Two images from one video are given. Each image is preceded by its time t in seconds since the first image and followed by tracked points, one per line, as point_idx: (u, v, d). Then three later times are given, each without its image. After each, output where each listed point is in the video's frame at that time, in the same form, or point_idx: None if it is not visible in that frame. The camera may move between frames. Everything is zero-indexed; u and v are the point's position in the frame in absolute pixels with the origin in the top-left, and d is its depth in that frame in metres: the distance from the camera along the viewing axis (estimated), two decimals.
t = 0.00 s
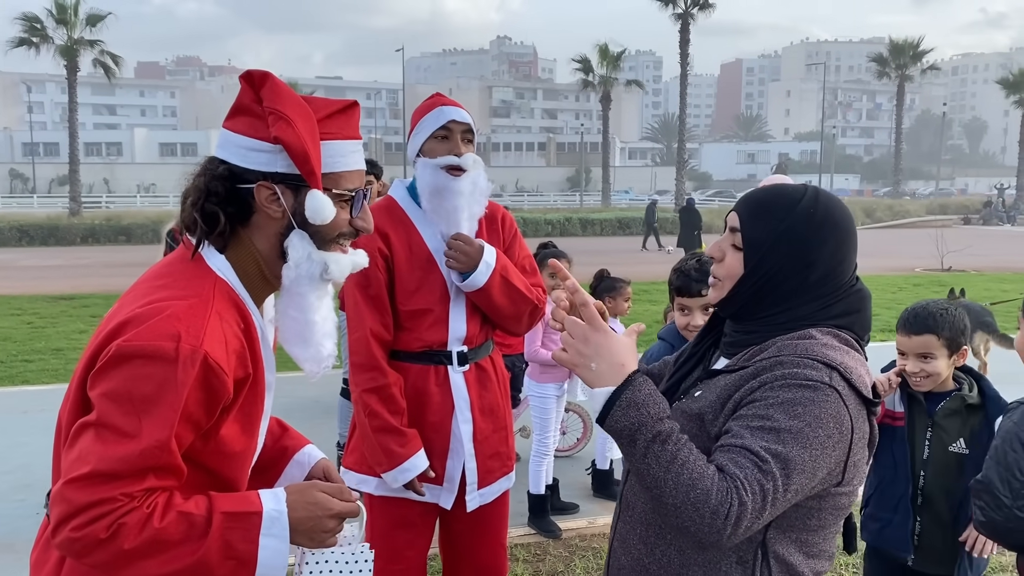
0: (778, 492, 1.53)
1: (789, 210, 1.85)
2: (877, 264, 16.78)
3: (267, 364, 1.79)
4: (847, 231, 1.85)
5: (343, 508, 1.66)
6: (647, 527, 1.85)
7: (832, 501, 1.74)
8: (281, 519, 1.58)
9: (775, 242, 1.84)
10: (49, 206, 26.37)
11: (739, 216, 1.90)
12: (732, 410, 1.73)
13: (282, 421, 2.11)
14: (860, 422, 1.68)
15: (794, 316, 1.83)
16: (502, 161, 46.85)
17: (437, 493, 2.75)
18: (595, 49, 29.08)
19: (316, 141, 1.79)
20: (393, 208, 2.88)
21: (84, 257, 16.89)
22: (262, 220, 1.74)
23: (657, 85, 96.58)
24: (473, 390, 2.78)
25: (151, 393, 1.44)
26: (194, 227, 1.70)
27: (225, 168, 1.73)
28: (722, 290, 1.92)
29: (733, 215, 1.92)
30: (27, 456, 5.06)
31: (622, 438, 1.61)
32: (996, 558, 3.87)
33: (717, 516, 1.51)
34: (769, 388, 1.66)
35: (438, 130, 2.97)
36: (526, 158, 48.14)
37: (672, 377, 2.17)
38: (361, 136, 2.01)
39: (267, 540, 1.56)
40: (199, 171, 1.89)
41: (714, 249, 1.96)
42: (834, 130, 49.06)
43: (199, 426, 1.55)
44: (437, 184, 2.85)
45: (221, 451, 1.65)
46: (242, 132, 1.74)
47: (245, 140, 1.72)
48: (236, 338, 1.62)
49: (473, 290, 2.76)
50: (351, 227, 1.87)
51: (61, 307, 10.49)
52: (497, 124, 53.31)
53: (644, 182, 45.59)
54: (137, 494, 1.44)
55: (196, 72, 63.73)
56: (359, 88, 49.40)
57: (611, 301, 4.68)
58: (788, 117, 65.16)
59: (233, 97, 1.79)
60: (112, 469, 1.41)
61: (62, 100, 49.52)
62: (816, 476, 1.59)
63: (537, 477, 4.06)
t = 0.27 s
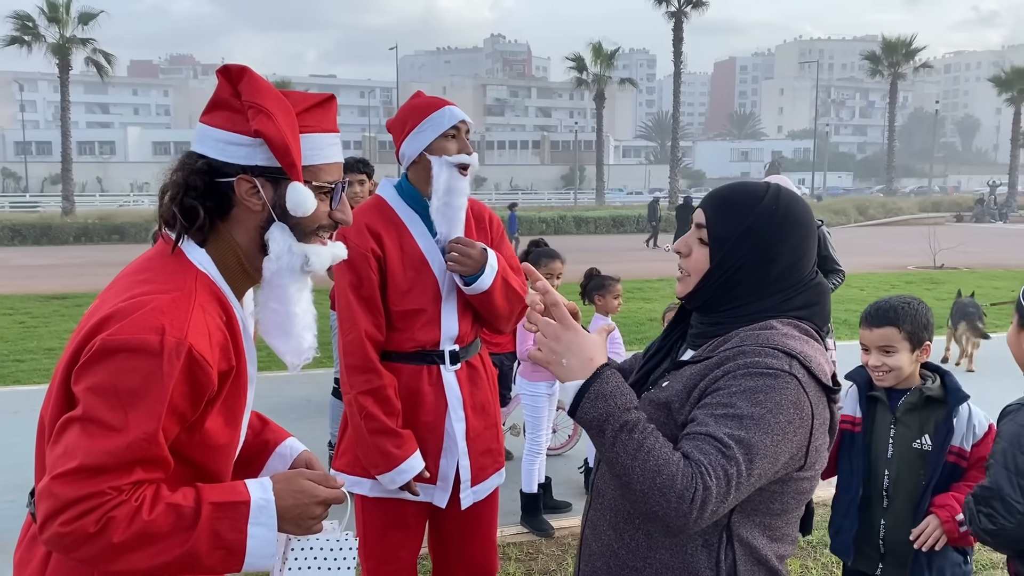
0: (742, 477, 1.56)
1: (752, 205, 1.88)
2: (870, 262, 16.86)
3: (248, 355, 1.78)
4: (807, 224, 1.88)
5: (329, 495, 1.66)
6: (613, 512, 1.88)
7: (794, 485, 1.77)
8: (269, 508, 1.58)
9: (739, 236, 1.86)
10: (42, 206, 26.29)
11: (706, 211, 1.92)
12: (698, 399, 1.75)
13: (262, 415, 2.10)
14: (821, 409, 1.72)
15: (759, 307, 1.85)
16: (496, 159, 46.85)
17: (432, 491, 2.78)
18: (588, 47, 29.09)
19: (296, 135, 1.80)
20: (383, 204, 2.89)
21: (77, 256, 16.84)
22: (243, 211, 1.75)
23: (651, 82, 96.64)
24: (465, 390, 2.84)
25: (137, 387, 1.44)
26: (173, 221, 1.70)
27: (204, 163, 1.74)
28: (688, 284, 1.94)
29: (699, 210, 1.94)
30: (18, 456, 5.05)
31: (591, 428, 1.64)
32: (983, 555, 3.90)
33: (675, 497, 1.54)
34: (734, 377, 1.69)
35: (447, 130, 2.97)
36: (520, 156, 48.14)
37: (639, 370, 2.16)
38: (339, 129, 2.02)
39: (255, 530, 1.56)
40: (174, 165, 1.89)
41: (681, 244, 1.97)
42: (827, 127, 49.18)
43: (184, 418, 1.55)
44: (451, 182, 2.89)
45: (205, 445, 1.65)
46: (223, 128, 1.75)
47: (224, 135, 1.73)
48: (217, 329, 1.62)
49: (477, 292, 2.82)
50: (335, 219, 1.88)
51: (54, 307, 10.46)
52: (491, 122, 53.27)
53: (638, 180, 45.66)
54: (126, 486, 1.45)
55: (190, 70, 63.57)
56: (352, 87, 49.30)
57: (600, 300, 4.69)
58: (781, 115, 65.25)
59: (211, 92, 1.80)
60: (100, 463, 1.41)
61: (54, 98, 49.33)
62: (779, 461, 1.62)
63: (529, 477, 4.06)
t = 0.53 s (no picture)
0: (715, 460, 1.62)
1: (723, 201, 1.94)
2: (865, 259, 16.90)
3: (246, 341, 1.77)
4: (777, 216, 1.95)
5: (326, 476, 1.68)
6: (596, 502, 1.92)
7: (768, 468, 1.83)
8: (267, 488, 1.59)
9: (715, 229, 1.91)
10: (37, 204, 26.23)
11: (681, 207, 1.97)
12: (674, 386, 1.81)
13: (255, 405, 2.09)
14: (791, 393, 1.79)
15: (734, 298, 1.91)
16: (492, 156, 46.82)
17: (432, 489, 2.79)
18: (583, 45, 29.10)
19: (296, 121, 1.80)
20: (380, 202, 2.86)
21: (72, 255, 16.79)
22: (240, 194, 1.73)
23: (647, 79, 96.61)
24: (463, 386, 2.86)
25: (136, 364, 1.44)
26: (169, 206, 1.70)
27: (202, 147, 1.73)
28: (666, 277, 1.99)
29: (673, 208, 1.99)
30: (13, 456, 5.04)
31: (570, 419, 1.70)
32: (978, 549, 3.91)
33: (647, 471, 1.60)
34: (705, 364, 1.75)
35: (451, 131, 2.98)
36: (516, 153, 48.13)
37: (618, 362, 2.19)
38: (337, 118, 2.02)
39: (254, 509, 1.57)
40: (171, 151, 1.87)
41: (657, 239, 2.02)
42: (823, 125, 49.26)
43: (182, 398, 1.55)
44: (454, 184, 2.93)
45: (201, 426, 1.64)
46: (224, 111, 1.74)
47: (223, 119, 1.73)
48: (215, 310, 1.62)
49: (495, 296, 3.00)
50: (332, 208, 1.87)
51: (49, 306, 10.43)
52: (487, 120, 53.20)
53: (634, 178, 45.69)
54: (126, 464, 1.45)
55: (185, 67, 63.43)
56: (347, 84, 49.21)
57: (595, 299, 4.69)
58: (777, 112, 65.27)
59: (211, 77, 1.80)
60: (100, 442, 1.41)
61: (49, 95, 49.20)
62: (751, 442, 1.68)
63: (527, 473, 4.07)
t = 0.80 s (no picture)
0: (708, 447, 1.64)
1: (710, 196, 1.95)
2: (862, 255, 16.92)
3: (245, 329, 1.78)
4: (765, 210, 1.95)
5: (324, 457, 1.68)
6: (593, 491, 1.93)
7: (762, 458, 1.83)
8: (266, 468, 1.60)
9: (703, 223, 1.92)
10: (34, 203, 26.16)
11: (670, 204, 1.98)
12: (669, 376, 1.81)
13: (256, 396, 2.08)
14: (785, 383, 1.80)
15: (723, 291, 1.91)
16: (490, 154, 46.75)
17: (436, 485, 2.79)
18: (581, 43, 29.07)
19: (288, 107, 1.81)
20: (380, 200, 2.86)
21: (69, 254, 16.76)
22: (235, 178, 1.74)
23: (644, 76, 96.56)
24: (460, 380, 2.88)
25: (133, 343, 1.45)
26: (165, 194, 1.70)
27: (195, 135, 1.74)
28: (659, 273, 2.00)
29: (663, 204, 2.00)
30: (12, 455, 5.04)
31: (565, 409, 1.72)
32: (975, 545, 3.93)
33: (635, 455, 1.62)
34: (701, 354, 1.75)
35: (445, 130, 2.98)
36: (514, 151, 48.07)
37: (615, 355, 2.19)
38: (327, 104, 2.02)
39: (252, 489, 1.58)
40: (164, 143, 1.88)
41: (647, 236, 2.03)
42: (821, 122, 49.25)
43: (180, 378, 1.56)
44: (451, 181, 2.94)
45: (200, 409, 1.64)
46: (217, 100, 1.75)
47: (216, 106, 1.74)
48: (212, 291, 1.62)
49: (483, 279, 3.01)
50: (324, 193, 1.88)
51: (46, 305, 10.42)
52: (484, 118, 53.18)
53: (632, 176, 45.67)
54: (124, 443, 1.46)
55: (182, 65, 63.32)
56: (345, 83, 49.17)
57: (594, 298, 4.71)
58: (775, 109, 65.29)
59: (203, 66, 1.81)
60: (97, 418, 1.42)
61: (46, 94, 49.11)
62: (739, 429, 1.70)
63: (524, 471, 4.09)
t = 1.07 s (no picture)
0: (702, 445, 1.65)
1: (708, 194, 1.95)
2: (862, 254, 16.92)
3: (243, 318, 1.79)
4: (766, 207, 1.96)
5: (329, 445, 1.69)
6: (595, 490, 1.95)
7: (759, 455, 1.84)
8: (271, 457, 1.61)
9: (703, 221, 1.94)
10: (34, 203, 26.19)
11: (669, 203, 1.99)
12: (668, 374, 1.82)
13: (257, 394, 2.09)
14: (783, 379, 1.80)
15: (722, 290, 1.92)
16: (489, 153, 46.75)
17: (436, 482, 2.80)
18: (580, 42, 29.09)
19: (280, 101, 1.80)
20: (371, 194, 2.97)
21: (68, 254, 16.76)
22: (229, 171, 1.75)
23: (644, 74, 96.53)
24: (458, 377, 2.91)
25: (137, 335, 1.46)
26: (160, 190, 1.72)
27: (189, 131, 1.74)
28: (661, 273, 2.01)
29: (663, 204, 2.01)
30: (13, 454, 5.05)
31: (557, 404, 1.73)
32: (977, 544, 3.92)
33: (633, 451, 1.63)
34: (697, 350, 1.76)
35: (430, 130, 3.04)
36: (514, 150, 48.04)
37: (615, 352, 2.20)
38: (318, 99, 2.01)
39: (258, 478, 1.59)
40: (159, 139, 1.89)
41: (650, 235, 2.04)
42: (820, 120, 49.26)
43: (183, 371, 1.57)
44: (437, 181, 2.99)
45: (204, 403, 1.65)
46: (209, 96, 1.75)
47: (209, 102, 1.73)
48: (213, 285, 1.64)
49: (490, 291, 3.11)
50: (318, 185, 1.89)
51: (45, 305, 10.44)
52: (484, 117, 53.17)
53: (631, 174, 45.68)
54: (130, 434, 1.47)
55: (182, 65, 63.26)
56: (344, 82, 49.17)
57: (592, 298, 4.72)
58: (775, 108, 65.28)
59: (195, 64, 1.80)
60: (104, 411, 1.43)
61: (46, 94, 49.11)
62: (737, 426, 1.70)
63: (523, 469, 4.08)
